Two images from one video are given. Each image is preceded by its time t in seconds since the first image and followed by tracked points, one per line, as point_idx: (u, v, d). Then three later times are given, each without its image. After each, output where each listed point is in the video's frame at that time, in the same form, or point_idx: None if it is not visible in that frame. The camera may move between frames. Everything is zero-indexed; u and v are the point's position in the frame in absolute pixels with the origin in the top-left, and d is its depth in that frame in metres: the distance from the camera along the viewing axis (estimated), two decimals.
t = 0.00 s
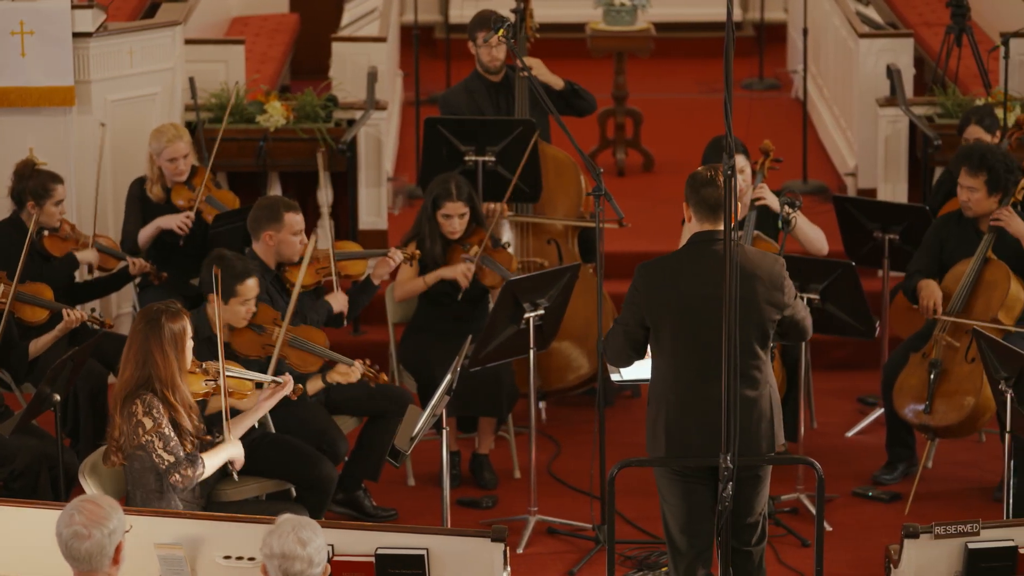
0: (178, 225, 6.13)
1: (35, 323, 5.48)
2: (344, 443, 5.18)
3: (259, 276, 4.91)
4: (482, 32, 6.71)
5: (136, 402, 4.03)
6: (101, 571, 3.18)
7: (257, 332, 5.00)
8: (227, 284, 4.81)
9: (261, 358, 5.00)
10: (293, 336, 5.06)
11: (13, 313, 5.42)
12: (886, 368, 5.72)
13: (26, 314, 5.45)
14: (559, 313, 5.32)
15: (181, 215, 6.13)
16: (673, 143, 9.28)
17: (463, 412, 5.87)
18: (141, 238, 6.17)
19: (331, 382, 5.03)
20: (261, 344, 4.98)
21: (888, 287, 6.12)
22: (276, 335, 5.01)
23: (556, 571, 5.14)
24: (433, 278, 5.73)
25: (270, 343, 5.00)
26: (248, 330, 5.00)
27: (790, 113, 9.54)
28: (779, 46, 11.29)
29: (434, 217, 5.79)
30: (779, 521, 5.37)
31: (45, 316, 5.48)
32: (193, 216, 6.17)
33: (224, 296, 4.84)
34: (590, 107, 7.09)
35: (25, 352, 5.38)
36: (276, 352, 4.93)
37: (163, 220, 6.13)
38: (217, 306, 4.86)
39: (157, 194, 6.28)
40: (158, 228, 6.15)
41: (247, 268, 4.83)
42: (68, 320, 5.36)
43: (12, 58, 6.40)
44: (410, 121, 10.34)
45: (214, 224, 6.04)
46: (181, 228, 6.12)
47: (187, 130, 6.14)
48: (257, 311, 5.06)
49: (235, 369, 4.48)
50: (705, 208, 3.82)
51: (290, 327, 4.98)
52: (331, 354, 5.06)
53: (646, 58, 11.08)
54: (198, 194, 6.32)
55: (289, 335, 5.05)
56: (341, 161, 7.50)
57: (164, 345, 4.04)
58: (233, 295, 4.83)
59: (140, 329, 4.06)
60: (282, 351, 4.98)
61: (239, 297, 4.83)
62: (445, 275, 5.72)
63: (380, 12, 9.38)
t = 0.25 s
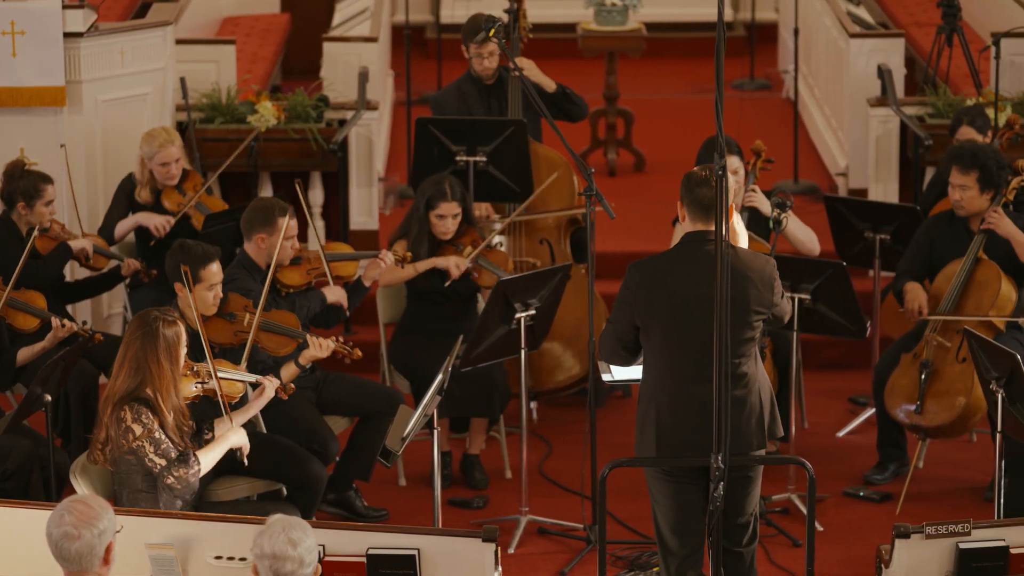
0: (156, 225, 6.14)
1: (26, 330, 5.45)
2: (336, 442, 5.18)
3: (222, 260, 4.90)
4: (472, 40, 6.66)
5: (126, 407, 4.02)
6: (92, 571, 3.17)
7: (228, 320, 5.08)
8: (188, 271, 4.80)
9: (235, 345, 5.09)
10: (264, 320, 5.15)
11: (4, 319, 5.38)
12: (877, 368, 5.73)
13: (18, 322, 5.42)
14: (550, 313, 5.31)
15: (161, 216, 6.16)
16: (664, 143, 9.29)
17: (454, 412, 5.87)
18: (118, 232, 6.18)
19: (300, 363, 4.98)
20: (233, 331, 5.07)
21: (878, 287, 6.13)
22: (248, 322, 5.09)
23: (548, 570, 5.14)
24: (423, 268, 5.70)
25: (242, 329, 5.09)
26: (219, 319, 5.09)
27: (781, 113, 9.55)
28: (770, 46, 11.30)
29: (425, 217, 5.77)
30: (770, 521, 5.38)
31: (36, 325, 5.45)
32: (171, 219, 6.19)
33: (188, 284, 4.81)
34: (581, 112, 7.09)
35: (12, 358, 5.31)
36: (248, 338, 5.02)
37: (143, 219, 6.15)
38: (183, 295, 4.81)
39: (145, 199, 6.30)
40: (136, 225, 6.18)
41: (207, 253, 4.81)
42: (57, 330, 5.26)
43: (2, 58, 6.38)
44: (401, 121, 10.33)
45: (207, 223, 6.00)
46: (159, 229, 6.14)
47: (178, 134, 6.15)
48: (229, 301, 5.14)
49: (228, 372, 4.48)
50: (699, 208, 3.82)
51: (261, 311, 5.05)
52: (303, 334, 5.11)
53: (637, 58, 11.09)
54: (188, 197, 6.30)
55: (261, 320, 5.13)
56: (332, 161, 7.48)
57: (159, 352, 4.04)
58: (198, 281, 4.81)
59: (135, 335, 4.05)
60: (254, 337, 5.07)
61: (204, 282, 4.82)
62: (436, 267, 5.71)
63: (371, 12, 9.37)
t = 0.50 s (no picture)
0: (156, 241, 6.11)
1: (17, 340, 5.40)
2: (327, 442, 5.17)
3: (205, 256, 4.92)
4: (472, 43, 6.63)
5: (118, 401, 4.02)
6: (82, 571, 3.16)
7: (216, 314, 5.07)
8: (173, 266, 4.81)
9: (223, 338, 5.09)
10: (251, 312, 5.13)
11: None
12: (868, 368, 5.73)
13: (8, 330, 5.38)
14: (541, 314, 5.30)
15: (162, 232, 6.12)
16: (655, 143, 9.29)
17: (445, 413, 5.86)
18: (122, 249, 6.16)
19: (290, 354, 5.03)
20: (219, 325, 5.06)
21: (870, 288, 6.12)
22: (236, 314, 5.08)
23: (539, 571, 5.14)
24: (408, 295, 5.75)
25: (230, 323, 5.08)
26: (206, 313, 5.07)
27: (772, 113, 9.56)
28: (761, 46, 11.31)
29: (418, 220, 5.78)
30: (761, 521, 5.38)
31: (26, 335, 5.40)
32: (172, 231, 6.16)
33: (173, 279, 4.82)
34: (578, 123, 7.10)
35: None
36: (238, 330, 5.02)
37: (144, 236, 6.12)
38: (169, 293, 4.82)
39: (140, 199, 6.29)
40: (139, 244, 6.15)
41: (190, 248, 4.84)
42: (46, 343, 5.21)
43: None
44: (392, 121, 10.32)
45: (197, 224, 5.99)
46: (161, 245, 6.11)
47: (170, 135, 6.15)
48: (215, 295, 5.12)
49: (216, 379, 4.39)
50: (688, 209, 3.82)
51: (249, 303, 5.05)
52: (292, 323, 5.11)
53: (628, 58, 11.10)
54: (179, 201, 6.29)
55: (249, 312, 5.12)
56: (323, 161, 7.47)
57: (154, 349, 4.03)
58: (182, 276, 4.82)
59: (124, 331, 4.04)
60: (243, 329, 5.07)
61: (188, 276, 4.83)
62: (420, 295, 5.74)
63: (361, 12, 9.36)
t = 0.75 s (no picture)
0: (147, 222, 6.11)
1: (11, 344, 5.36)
2: (317, 442, 5.16)
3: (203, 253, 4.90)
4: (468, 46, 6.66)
5: (109, 399, 4.00)
6: (71, 572, 3.15)
7: (210, 312, 5.05)
8: (171, 263, 4.79)
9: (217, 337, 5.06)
10: (246, 311, 5.13)
11: None
12: (857, 369, 5.74)
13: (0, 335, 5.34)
14: (531, 315, 5.31)
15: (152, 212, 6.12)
16: (645, 143, 9.30)
17: (436, 413, 5.86)
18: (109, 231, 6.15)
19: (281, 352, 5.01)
20: (214, 323, 5.04)
21: (860, 288, 6.13)
22: (231, 312, 5.07)
23: (529, 571, 5.13)
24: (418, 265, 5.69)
25: (224, 321, 5.07)
26: (201, 312, 5.05)
27: (762, 113, 9.58)
28: (751, 46, 11.33)
29: (404, 223, 5.79)
30: (751, 521, 5.39)
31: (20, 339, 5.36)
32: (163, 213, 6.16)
33: (171, 277, 4.80)
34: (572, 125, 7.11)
35: None
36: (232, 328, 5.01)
37: (134, 216, 6.12)
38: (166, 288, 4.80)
39: (128, 201, 6.25)
40: (126, 222, 6.14)
41: (190, 245, 4.82)
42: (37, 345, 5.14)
43: None
44: (382, 121, 10.31)
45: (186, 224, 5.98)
46: (151, 225, 6.11)
47: (159, 137, 6.12)
48: (210, 294, 5.11)
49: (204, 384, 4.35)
50: (677, 211, 3.82)
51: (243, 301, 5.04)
52: (285, 321, 5.11)
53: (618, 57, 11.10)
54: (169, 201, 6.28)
55: (243, 310, 5.12)
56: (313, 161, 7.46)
57: (148, 351, 4.02)
58: (179, 273, 4.80)
59: (119, 332, 4.03)
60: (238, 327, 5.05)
61: (185, 274, 4.81)
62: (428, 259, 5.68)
63: (351, 12, 9.35)
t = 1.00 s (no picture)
0: (126, 222, 6.10)
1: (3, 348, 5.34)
2: (307, 443, 5.16)
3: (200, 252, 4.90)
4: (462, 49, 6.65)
5: (98, 404, 3.98)
6: (61, 572, 3.14)
7: (204, 312, 5.04)
8: (168, 263, 4.79)
9: (209, 337, 5.04)
10: (239, 313, 5.13)
11: None
12: (849, 369, 5.75)
13: None
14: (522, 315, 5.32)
15: (132, 213, 6.12)
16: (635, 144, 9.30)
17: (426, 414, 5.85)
18: (88, 228, 6.14)
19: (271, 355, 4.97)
20: (208, 323, 5.02)
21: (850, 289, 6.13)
22: (224, 313, 5.06)
23: (519, 571, 5.13)
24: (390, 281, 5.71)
25: (218, 321, 5.05)
26: (194, 311, 5.03)
27: (752, 113, 9.59)
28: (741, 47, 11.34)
29: (399, 222, 5.76)
30: (741, 521, 5.39)
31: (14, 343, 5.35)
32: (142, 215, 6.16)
33: (167, 274, 4.80)
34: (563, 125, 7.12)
35: None
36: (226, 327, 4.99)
37: (113, 215, 6.11)
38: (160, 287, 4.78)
39: (117, 195, 6.26)
40: (105, 221, 6.12)
41: (188, 243, 4.81)
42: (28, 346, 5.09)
43: None
44: (372, 121, 10.30)
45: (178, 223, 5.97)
46: (130, 225, 6.10)
47: (148, 129, 6.12)
48: (205, 294, 5.10)
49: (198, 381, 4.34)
50: (670, 210, 3.81)
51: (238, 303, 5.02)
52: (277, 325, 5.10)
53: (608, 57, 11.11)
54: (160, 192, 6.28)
55: (237, 312, 5.12)
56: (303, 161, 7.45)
57: (138, 351, 4.01)
58: (176, 270, 4.80)
59: (110, 332, 4.02)
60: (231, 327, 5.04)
61: (182, 271, 4.80)
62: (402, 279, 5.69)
63: (342, 12, 9.34)
